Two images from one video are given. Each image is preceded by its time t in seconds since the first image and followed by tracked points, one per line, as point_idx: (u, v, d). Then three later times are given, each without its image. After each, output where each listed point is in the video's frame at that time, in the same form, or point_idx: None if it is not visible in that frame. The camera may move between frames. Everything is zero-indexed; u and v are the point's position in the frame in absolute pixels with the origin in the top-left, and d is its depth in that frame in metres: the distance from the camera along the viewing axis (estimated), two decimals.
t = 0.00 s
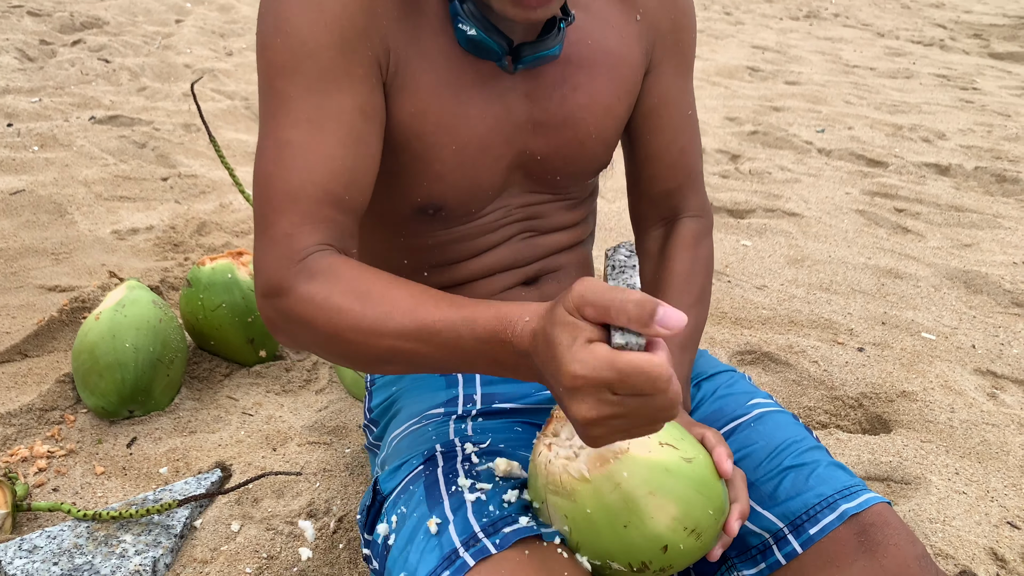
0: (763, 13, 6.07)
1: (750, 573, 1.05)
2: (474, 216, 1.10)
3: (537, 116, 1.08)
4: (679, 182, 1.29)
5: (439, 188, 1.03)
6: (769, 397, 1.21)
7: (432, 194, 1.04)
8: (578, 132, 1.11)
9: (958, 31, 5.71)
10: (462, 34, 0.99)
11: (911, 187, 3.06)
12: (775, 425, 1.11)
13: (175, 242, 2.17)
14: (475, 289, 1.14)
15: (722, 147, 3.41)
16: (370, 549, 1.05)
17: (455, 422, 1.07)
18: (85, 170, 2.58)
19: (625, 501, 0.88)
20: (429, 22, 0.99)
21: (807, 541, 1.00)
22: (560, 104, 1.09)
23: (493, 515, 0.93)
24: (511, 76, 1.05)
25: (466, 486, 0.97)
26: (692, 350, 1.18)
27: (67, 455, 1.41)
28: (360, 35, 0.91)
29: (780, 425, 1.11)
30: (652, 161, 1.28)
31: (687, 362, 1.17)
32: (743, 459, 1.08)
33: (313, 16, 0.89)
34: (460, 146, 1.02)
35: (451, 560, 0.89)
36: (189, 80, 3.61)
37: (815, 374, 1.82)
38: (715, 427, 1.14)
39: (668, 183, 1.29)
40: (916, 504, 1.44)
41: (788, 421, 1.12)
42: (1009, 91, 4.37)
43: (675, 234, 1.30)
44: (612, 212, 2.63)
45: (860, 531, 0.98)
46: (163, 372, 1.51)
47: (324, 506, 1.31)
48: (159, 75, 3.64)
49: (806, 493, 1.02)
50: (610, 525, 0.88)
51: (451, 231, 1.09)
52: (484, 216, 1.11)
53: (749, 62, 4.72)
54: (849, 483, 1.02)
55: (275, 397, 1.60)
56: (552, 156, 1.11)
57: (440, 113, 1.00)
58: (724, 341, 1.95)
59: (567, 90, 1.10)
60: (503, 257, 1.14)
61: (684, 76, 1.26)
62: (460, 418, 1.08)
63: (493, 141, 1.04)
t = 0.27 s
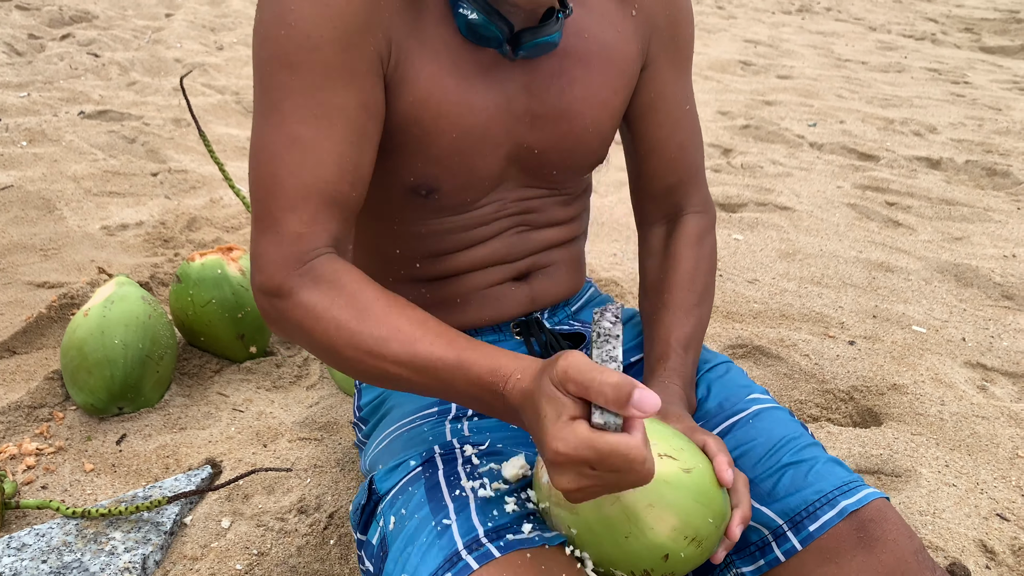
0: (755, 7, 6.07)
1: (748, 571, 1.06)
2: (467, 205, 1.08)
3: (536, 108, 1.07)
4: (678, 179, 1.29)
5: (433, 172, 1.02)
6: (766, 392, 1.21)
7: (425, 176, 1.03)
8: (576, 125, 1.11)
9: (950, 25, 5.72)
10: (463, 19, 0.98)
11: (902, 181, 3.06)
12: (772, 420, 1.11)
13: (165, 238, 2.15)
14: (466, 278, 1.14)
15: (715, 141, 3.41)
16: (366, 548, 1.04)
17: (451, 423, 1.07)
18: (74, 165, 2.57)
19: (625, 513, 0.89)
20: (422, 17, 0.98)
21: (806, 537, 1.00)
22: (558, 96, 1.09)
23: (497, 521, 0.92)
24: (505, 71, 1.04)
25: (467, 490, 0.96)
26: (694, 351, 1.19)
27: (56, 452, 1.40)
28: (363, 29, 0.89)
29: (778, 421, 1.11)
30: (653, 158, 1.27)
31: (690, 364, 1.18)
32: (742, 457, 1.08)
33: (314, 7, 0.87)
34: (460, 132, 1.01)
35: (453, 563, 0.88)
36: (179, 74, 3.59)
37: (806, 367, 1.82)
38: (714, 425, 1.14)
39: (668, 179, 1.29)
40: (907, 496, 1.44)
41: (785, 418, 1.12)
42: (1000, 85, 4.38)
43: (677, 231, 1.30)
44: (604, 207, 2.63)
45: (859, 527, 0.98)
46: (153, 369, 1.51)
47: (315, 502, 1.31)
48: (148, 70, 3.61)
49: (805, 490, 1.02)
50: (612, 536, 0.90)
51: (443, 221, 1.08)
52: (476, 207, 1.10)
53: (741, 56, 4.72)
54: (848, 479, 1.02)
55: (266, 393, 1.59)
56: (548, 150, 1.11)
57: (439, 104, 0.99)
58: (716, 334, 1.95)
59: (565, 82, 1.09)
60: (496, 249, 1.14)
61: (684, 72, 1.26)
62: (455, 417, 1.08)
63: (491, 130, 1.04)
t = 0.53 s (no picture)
0: (757, 6, 6.06)
1: (753, 567, 1.04)
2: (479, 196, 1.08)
3: (540, 102, 1.07)
4: (682, 176, 1.29)
5: (448, 162, 1.04)
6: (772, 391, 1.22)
7: (441, 167, 1.04)
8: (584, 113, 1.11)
9: (951, 23, 5.71)
10: (467, 12, 0.97)
11: (904, 180, 3.06)
12: (779, 418, 1.12)
13: (167, 236, 2.16)
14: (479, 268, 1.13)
15: (716, 139, 3.41)
16: (373, 544, 1.05)
17: (458, 419, 1.08)
18: (76, 163, 2.57)
19: (636, 502, 0.89)
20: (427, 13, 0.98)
21: (812, 533, 1.00)
22: (562, 89, 1.09)
23: (503, 514, 0.92)
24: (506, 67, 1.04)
25: (473, 484, 0.96)
26: (695, 346, 1.19)
27: (59, 448, 1.40)
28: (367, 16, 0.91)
29: (784, 419, 1.12)
30: (656, 154, 1.28)
31: (693, 358, 1.18)
32: (748, 452, 1.09)
33: None
34: (471, 120, 1.02)
35: (460, 558, 0.88)
36: (180, 72, 3.59)
37: (809, 366, 1.82)
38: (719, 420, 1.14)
39: (672, 176, 1.29)
40: (910, 495, 1.44)
41: (792, 415, 1.13)
42: (1002, 84, 4.38)
43: (677, 228, 1.30)
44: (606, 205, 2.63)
45: (864, 524, 0.99)
46: (156, 366, 1.51)
47: (318, 498, 1.31)
48: (150, 68, 3.61)
49: (811, 486, 1.02)
50: (622, 526, 0.89)
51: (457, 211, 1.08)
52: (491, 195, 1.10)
53: (743, 55, 4.72)
54: (853, 476, 1.02)
55: (268, 390, 1.59)
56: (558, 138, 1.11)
57: (451, 88, 1.00)
58: (718, 333, 1.95)
59: (568, 76, 1.09)
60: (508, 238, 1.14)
61: (686, 70, 1.26)
62: (463, 414, 1.09)
63: (501, 118, 1.04)
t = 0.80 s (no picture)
0: (765, 8, 6.05)
1: (757, 571, 1.05)
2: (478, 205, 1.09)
3: (548, 109, 1.07)
4: (691, 182, 1.29)
5: (446, 172, 1.03)
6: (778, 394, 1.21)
7: (440, 176, 1.03)
8: (588, 125, 1.11)
9: (960, 26, 5.69)
10: (479, 21, 0.98)
11: (913, 182, 3.05)
12: (784, 421, 1.11)
13: (176, 235, 2.17)
14: (478, 275, 1.14)
15: (724, 141, 3.40)
16: (378, 541, 1.05)
17: (465, 417, 1.07)
18: (86, 162, 2.58)
19: (643, 504, 0.90)
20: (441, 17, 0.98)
21: (817, 539, 1.00)
22: (570, 98, 1.09)
23: (508, 512, 0.93)
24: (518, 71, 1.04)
25: (479, 481, 0.97)
26: (701, 353, 1.19)
27: (69, 445, 1.41)
28: (381, 26, 0.90)
29: (789, 422, 1.11)
30: (665, 161, 1.28)
31: (699, 364, 1.18)
32: (752, 457, 1.09)
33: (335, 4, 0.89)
34: (470, 132, 1.01)
35: (466, 554, 0.89)
36: (190, 72, 3.60)
37: (816, 368, 1.82)
38: (724, 423, 1.14)
39: (681, 183, 1.29)
40: (917, 499, 1.44)
41: (798, 418, 1.12)
42: (1011, 87, 4.36)
43: (687, 236, 1.29)
44: (613, 206, 2.63)
45: (869, 529, 0.98)
46: (165, 364, 1.52)
47: (326, 497, 1.31)
48: (160, 68, 3.63)
49: (816, 490, 1.02)
50: (629, 529, 0.91)
51: (458, 219, 1.09)
52: (490, 206, 1.10)
53: (750, 57, 4.71)
54: (858, 481, 1.02)
55: (276, 389, 1.60)
56: (559, 150, 1.11)
57: (451, 100, 0.99)
58: (725, 334, 1.95)
59: (578, 83, 1.09)
60: (509, 247, 1.14)
61: (698, 78, 1.26)
62: (470, 412, 1.08)
63: (502, 130, 1.04)
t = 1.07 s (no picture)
0: (765, 9, 6.05)
1: (758, 571, 1.05)
2: (481, 205, 1.09)
3: (552, 109, 1.07)
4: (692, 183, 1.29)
5: (451, 173, 1.03)
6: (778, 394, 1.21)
7: (444, 177, 1.03)
8: (592, 127, 1.11)
9: (961, 28, 5.69)
10: (483, 22, 0.99)
11: (913, 184, 3.05)
12: (784, 421, 1.11)
13: (176, 235, 2.16)
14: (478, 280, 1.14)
15: (724, 143, 3.40)
16: (378, 544, 1.04)
17: (464, 419, 1.07)
18: (86, 162, 2.58)
19: (643, 497, 0.89)
20: (446, 17, 0.99)
21: (817, 538, 1.00)
22: (576, 99, 1.09)
23: (508, 514, 0.92)
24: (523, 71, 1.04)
25: (478, 483, 0.96)
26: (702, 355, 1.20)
27: (68, 445, 1.41)
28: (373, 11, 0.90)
29: (789, 422, 1.11)
30: (667, 164, 1.27)
31: (698, 364, 1.19)
32: (753, 456, 1.08)
33: None
34: (472, 131, 1.01)
35: (466, 557, 0.88)
36: (190, 73, 3.60)
37: (817, 370, 1.82)
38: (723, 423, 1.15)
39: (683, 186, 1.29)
40: (918, 500, 1.44)
41: (797, 418, 1.12)
42: (1012, 89, 4.36)
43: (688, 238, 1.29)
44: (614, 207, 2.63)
45: (870, 528, 0.98)
46: (165, 364, 1.51)
47: (326, 498, 1.31)
48: (160, 68, 3.63)
49: (816, 490, 1.02)
50: (629, 523, 0.89)
51: (463, 219, 1.08)
52: (493, 207, 1.10)
53: (751, 58, 4.71)
54: (859, 480, 1.02)
55: (276, 389, 1.60)
56: (563, 152, 1.11)
57: (452, 97, 0.99)
58: (726, 336, 1.95)
59: (584, 86, 1.09)
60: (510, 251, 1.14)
61: (700, 79, 1.26)
62: (469, 414, 1.08)
63: (505, 130, 1.04)
